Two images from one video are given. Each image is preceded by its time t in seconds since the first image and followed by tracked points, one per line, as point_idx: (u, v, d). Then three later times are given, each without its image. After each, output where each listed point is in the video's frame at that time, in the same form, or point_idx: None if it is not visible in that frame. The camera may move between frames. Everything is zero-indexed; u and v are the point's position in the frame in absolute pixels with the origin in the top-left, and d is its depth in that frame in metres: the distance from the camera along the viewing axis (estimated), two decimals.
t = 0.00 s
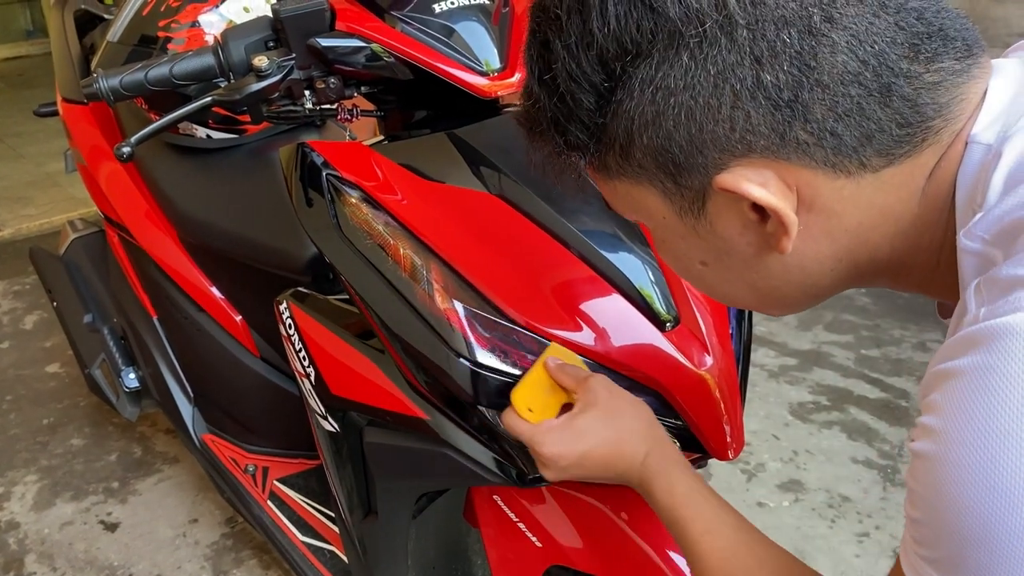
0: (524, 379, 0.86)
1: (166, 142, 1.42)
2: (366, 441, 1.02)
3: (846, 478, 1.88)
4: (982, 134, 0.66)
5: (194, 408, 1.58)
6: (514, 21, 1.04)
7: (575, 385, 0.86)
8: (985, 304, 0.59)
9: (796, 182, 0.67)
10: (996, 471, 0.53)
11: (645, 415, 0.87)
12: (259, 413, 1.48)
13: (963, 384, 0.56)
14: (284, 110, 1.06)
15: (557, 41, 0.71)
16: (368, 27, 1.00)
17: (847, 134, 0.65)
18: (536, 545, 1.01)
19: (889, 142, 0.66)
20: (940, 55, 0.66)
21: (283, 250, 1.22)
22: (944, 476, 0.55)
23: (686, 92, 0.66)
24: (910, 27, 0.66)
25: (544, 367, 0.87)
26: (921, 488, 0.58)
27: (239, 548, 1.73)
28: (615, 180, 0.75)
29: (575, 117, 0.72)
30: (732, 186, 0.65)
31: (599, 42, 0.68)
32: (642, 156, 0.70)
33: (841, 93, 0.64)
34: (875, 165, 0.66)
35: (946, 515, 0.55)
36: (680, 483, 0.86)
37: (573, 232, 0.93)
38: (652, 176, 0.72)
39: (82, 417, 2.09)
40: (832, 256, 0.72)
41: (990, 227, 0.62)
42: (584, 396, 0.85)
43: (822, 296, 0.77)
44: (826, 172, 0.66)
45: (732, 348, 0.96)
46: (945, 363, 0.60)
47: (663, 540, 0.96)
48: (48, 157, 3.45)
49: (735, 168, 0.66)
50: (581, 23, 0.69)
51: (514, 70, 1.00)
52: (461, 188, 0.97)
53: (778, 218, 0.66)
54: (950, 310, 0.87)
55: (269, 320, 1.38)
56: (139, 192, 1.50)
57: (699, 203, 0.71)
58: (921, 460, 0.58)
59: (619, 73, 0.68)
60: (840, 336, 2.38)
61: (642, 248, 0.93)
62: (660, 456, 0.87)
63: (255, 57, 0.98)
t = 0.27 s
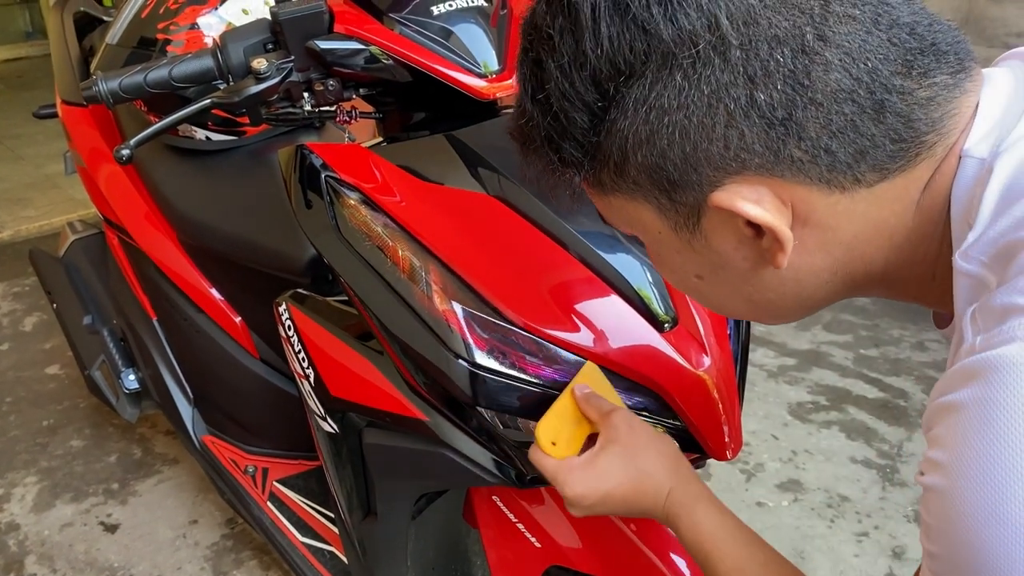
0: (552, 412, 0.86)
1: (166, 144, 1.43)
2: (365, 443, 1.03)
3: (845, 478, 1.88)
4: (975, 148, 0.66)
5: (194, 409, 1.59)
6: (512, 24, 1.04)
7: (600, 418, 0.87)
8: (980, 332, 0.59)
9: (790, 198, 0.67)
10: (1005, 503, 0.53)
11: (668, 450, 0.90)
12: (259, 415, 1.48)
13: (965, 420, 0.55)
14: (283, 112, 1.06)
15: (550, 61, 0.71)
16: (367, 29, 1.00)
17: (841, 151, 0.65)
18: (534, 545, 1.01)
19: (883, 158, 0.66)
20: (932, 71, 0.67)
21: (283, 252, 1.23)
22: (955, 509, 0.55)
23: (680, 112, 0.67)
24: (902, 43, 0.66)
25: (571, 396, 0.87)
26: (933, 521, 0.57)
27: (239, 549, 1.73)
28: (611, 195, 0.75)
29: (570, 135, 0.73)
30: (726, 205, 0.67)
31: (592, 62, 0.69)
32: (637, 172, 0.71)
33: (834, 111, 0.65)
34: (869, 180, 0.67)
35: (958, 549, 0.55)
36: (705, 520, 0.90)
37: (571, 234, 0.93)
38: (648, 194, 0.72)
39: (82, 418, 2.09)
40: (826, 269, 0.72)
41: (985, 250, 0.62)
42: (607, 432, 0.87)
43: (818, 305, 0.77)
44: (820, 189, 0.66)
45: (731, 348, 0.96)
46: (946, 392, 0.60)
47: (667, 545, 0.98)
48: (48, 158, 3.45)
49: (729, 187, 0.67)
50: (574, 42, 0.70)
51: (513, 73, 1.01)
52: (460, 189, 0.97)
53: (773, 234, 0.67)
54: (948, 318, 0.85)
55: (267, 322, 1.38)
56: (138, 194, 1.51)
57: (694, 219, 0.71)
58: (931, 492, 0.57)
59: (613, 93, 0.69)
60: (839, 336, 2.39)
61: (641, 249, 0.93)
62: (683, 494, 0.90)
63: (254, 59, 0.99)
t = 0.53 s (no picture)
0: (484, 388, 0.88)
1: (164, 145, 1.43)
2: (364, 444, 1.03)
3: (844, 478, 1.88)
4: (970, 153, 0.66)
5: (192, 411, 1.59)
6: (510, 26, 1.05)
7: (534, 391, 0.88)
8: (976, 335, 0.59)
9: (785, 204, 0.68)
10: (994, 499, 0.53)
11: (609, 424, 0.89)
12: (258, 416, 1.48)
13: (964, 417, 0.56)
14: (281, 114, 1.07)
15: (545, 69, 0.72)
16: (364, 31, 0.99)
17: (834, 158, 0.66)
18: (533, 547, 1.01)
19: (877, 164, 0.66)
20: (926, 77, 0.67)
21: (282, 254, 1.23)
22: (945, 505, 0.55)
23: (674, 119, 0.67)
24: (895, 50, 0.66)
25: (503, 370, 0.88)
26: (916, 510, 0.58)
27: (239, 550, 1.73)
28: (608, 201, 0.75)
29: (566, 141, 0.73)
30: (721, 212, 0.66)
31: (587, 71, 0.69)
32: (632, 179, 0.71)
33: (827, 118, 0.65)
34: (863, 185, 0.67)
35: (947, 545, 0.55)
36: (649, 495, 0.88)
37: (568, 235, 0.93)
38: (645, 199, 0.72)
39: (81, 420, 2.09)
40: (822, 272, 0.72)
41: (982, 255, 0.62)
42: (546, 406, 0.88)
43: (813, 306, 0.77)
44: (815, 195, 0.67)
45: (728, 349, 0.96)
46: (937, 393, 0.60)
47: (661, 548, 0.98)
48: (46, 160, 3.45)
49: (724, 192, 0.67)
50: (569, 51, 0.70)
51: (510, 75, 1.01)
52: (458, 191, 0.97)
53: (768, 242, 0.66)
54: (944, 322, 0.86)
55: (266, 323, 1.38)
56: (136, 196, 1.51)
57: (689, 224, 0.71)
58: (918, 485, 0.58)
59: (608, 101, 0.69)
60: (838, 336, 2.39)
61: (638, 250, 0.93)
62: (625, 467, 0.88)
63: (251, 61, 0.99)
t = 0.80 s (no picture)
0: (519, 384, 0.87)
1: (163, 145, 1.43)
2: (363, 444, 1.03)
3: (844, 478, 1.88)
4: (965, 153, 0.66)
5: (192, 411, 1.59)
6: (511, 24, 1.04)
7: (573, 381, 0.87)
8: (968, 333, 0.59)
9: (780, 201, 0.68)
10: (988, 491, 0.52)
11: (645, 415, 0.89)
12: (258, 417, 1.48)
13: (954, 412, 0.55)
14: (280, 114, 1.07)
15: (546, 68, 0.72)
16: (363, 31, 1.00)
17: (827, 155, 0.65)
18: (533, 546, 1.01)
19: (870, 162, 0.66)
20: (919, 77, 0.67)
21: (281, 254, 1.23)
22: (935, 498, 0.55)
23: (670, 118, 0.67)
24: (888, 50, 0.66)
25: (538, 365, 0.87)
26: (910, 507, 0.57)
27: (238, 551, 1.73)
28: (610, 196, 0.76)
29: (568, 139, 0.74)
30: (715, 208, 0.67)
31: (586, 70, 0.70)
32: (632, 176, 0.72)
33: (819, 117, 0.65)
34: (858, 183, 0.67)
35: (941, 540, 0.54)
36: (680, 487, 0.89)
37: (569, 235, 0.93)
38: (644, 195, 0.72)
39: (81, 420, 2.09)
40: (819, 268, 0.72)
41: (975, 252, 0.62)
42: (585, 392, 0.87)
43: (815, 303, 0.77)
44: (809, 192, 0.67)
45: (728, 348, 0.96)
46: (933, 391, 0.60)
47: (661, 541, 0.97)
48: (46, 160, 3.45)
49: (719, 189, 0.67)
50: (568, 51, 0.70)
51: (510, 73, 1.01)
52: (458, 190, 0.97)
53: (763, 237, 0.67)
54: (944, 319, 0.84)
55: (265, 324, 1.38)
56: (136, 196, 1.50)
57: (688, 220, 0.71)
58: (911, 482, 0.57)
59: (606, 99, 0.70)
60: (838, 336, 2.39)
61: (638, 250, 0.93)
62: (661, 457, 0.89)
63: (251, 60, 0.99)
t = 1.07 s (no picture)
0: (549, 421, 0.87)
1: (163, 145, 1.43)
2: (364, 444, 1.03)
3: (843, 477, 1.88)
4: (966, 146, 0.66)
5: (193, 411, 1.59)
6: (510, 23, 1.04)
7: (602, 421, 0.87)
8: (972, 338, 0.60)
9: (780, 192, 0.68)
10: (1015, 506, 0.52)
11: (675, 453, 0.89)
12: (258, 417, 1.48)
13: (963, 423, 0.55)
14: (280, 113, 1.07)
15: (548, 57, 0.73)
16: (363, 31, 1.00)
17: (826, 145, 0.66)
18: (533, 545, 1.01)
19: (870, 152, 0.66)
20: (920, 69, 0.67)
21: (281, 254, 1.23)
22: (968, 518, 0.54)
23: (670, 107, 0.68)
24: (888, 42, 0.67)
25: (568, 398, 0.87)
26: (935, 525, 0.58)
27: (239, 551, 1.73)
28: (611, 188, 0.76)
29: (570, 130, 0.74)
30: (715, 197, 0.67)
31: (587, 60, 0.70)
32: (633, 166, 0.72)
33: (819, 107, 0.66)
34: (857, 174, 0.67)
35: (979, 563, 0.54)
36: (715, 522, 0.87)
37: (569, 234, 0.93)
38: (646, 187, 0.73)
39: (81, 421, 2.09)
40: (819, 260, 0.73)
41: (980, 251, 0.62)
42: (609, 434, 0.87)
43: (817, 296, 0.78)
44: (808, 182, 0.67)
45: (728, 347, 0.96)
46: (944, 400, 0.60)
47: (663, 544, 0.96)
48: (45, 161, 3.45)
49: (720, 180, 0.68)
50: (571, 41, 0.71)
51: (510, 73, 1.01)
52: (459, 190, 0.98)
53: (762, 228, 0.67)
54: (947, 313, 0.86)
55: (266, 323, 1.38)
56: (136, 196, 1.51)
57: (689, 211, 0.72)
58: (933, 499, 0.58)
59: (606, 88, 0.70)
60: (837, 335, 2.39)
61: (639, 249, 0.94)
62: (693, 493, 0.88)
63: (251, 60, 0.99)
